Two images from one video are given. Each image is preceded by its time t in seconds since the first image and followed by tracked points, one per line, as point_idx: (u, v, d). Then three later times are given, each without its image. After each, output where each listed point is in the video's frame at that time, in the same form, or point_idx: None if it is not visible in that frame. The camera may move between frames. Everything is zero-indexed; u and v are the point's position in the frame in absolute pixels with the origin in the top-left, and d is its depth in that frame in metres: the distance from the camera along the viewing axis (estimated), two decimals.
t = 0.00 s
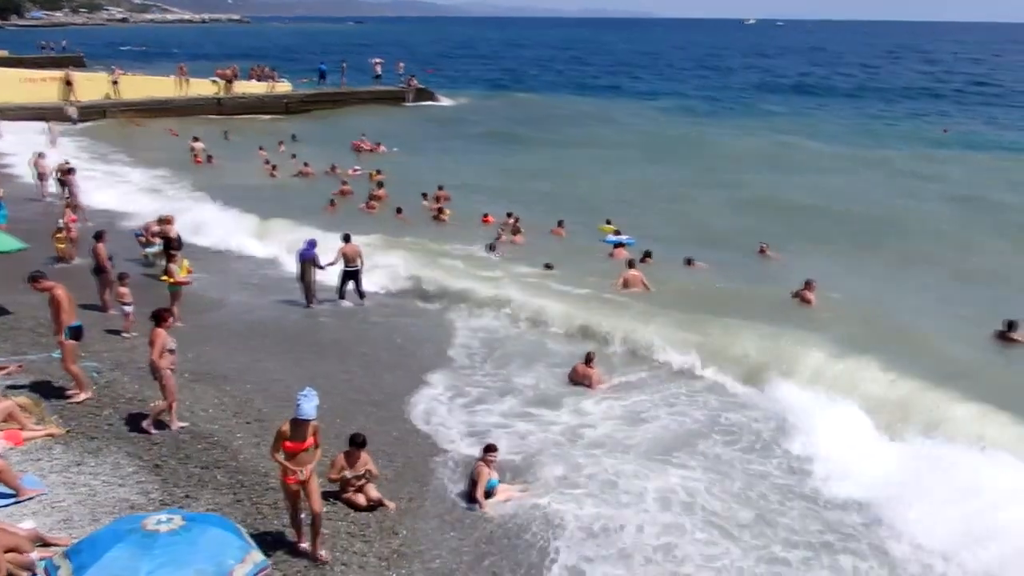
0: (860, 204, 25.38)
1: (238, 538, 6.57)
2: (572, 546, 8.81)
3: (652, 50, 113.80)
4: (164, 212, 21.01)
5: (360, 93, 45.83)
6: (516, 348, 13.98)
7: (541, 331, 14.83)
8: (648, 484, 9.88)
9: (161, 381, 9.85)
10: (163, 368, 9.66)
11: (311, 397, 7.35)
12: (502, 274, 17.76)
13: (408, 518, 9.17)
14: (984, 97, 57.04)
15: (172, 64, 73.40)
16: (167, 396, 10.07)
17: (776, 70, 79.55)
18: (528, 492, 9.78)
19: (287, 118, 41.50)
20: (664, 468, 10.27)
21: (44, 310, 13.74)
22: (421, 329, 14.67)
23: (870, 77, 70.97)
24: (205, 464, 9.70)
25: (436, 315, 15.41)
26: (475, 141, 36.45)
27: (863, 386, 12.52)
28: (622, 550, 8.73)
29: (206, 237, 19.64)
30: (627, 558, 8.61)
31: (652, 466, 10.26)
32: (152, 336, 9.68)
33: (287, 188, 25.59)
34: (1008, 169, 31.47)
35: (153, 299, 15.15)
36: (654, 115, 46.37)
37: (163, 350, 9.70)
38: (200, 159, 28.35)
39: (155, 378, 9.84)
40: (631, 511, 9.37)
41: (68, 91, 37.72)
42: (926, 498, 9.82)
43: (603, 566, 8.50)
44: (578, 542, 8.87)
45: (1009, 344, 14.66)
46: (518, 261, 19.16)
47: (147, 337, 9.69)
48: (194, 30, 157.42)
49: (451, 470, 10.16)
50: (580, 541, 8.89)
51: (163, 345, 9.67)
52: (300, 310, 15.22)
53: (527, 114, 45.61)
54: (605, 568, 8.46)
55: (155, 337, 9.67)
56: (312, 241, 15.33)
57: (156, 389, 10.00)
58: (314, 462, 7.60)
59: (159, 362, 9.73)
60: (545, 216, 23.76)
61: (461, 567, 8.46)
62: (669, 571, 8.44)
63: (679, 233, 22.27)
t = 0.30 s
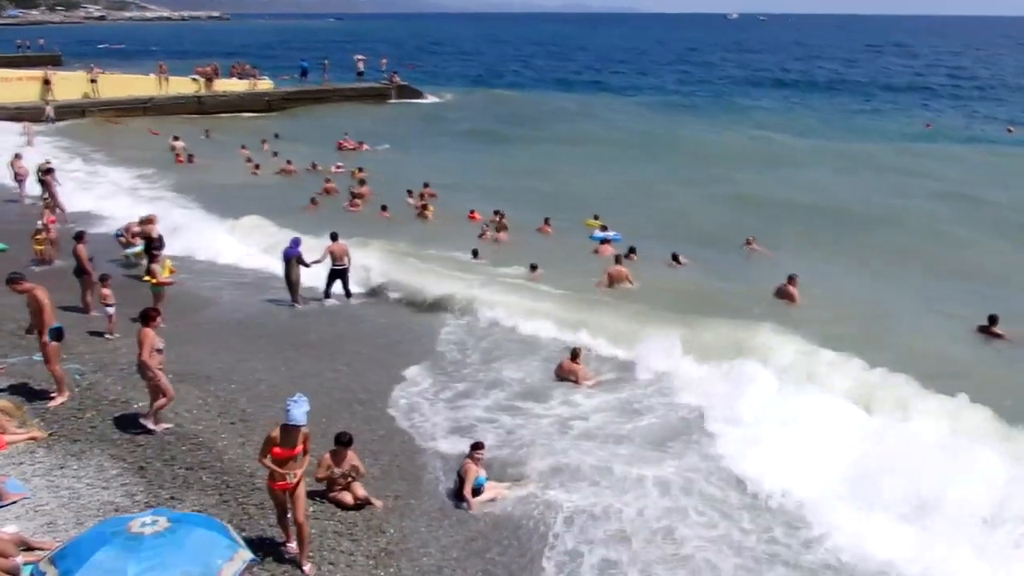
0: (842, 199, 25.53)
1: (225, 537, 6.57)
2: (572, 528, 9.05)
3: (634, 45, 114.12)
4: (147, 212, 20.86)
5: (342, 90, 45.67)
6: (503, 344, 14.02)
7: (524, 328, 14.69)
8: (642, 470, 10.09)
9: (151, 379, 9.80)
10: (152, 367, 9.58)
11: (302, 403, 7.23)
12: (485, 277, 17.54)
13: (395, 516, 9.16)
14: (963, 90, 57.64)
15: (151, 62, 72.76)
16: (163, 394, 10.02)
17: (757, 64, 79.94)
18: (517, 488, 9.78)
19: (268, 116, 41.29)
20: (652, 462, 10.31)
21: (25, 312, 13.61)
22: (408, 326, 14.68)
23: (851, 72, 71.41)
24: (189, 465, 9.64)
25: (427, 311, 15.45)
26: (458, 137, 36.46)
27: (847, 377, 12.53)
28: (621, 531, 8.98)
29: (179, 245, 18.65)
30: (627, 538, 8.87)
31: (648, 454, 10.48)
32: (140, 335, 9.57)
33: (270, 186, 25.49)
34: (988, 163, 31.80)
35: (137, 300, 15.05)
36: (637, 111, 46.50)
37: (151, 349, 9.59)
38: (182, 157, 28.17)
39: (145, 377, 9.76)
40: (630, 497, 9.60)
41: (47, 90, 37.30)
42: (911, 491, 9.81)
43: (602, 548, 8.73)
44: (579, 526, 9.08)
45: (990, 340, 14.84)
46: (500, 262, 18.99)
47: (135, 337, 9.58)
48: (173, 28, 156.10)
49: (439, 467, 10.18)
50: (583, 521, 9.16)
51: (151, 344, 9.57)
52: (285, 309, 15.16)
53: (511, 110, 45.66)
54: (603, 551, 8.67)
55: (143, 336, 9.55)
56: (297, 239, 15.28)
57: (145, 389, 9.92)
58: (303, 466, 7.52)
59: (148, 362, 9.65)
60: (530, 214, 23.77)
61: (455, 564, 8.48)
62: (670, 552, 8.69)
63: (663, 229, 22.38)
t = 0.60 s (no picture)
0: (830, 194, 25.62)
1: (216, 534, 6.59)
2: (576, 512, 9.32)
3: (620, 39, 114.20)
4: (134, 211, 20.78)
5: (329, 87, 45.52)
6: (494, 338, 14.08)
7: (515, 325, 14.62)
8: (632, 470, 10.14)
9: (148, 378, 9.77)
10: (147, 366, 9.54)
11: (298, 405, 7.20)
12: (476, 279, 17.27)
13: (388, 512, 9.19)
14: (947, 82, 58.06)
15: (135, 61, 72.37)
16: (159, 392, 9.98)
17: (744, 58, 80.17)
18: (511, 485, 9.82)
19: (255, 113, 41.12)
20: (643, 461, 10.33)
21: (12, 313, 13.52)
22: (399, 322, 14.71)
23: (837, 65, 71.72)
24: (181, 464, 9.63)
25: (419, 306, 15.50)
26: (447, 134, 36.47)
27: (836, 380, 12.55)
28: (623, 514, 9.29)
29: (160, 251, 18.03)
30: (631, 520, 9.20)
31: (647, 443, 10.74)
32: (135, 334, 9.51)
33: (259, 184, 25.45)
34: (975, 155, 32.06)
35: (125, 299, 14.98)
36: (624, 106, 46.60)
37: (147, 348, 9.55)
38: (169, 156, 28.03)
39: (140, 376, 9.72)
40: (634, 482, 9.89)
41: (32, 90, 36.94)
42: (902, 484, 9.89)
43: (606, 529, 9.02)
44: (582, 513, 9.31)
45: (979, 333, 14.92)
46: (491, 263, 18.74)
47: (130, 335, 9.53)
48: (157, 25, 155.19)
49: (431, 463, 10.21)
50: (589, 502, 9.50)
51: (147, 343, 9.51)
52: (276, 307, 15.15)
53: (499, 106, 45.68)
54: (607, 533, 8.96)
55: (138, 336, 9.50)
56: (287, 235, 15.26)
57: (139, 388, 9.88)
58: (298, 468, 7.49)
59: (143, 361, 9.61)
60: (520, 210, 23.79)
61: (453, 559, 8.53)
62: (675, 533, 9.02)
63: (653, 225, 22.48)
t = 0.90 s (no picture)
0: (814, 189, 25.70)
1: (198, 531, 6.57)
2: (565, 506, 9.39)
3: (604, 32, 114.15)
4: (115, 208, 20.60)
5: (312, 81, 45.27)
6: (480, 334, 14.08)
7: (502, 319, 14.64)
8: (616, 473, 10.03)
9: (135, 376, 9.70)
10: (134, 364, 9.47)
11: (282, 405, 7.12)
12: (460, 278, 17.05)
13: (373, 508, 9.17)
14: (929, 76, 58.42)
15: (116, 55, 71.73)
16: (144, 391, 9.90)
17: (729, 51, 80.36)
18: (497, 481, 9.84)
19: (238, 108, 40.84)
20: (632, 454, 10.44)
21: None
22: (385, 318, 14.68)
23: (819, 58, 71.99)
24: (165, 462, 9.57)
25: (404, 300, 15.47)
26: (431, 129, 36.38)
27: (823, 374, 12.70)
28: (615, 505, 9.43)
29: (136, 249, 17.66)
30: (625, 509, 9.36)
31: (635, 436, 10.84)
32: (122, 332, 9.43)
33: (242, 180, 25.31)
34: (956, 149, 32.35)
35: (106, 297, 14.85)
36: (608, 101, 46.62)
37: (134, 346, 9.48)
38: (151, 151, 27.81)
39: (126, 374, 9.65)
40: (626, 473, 10.05)
41: (10, 85, 36.53)
42: (885, 475, 10.05)
43: (602, 516, 9.22)
44: (574, 503, 9.45)
45: (963, 328, 15.03)
46: (477, 259, 18.73)
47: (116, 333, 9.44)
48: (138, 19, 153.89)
49: (416, 459, 10.19)
50: (580, 495, 9.59)
51: (134, 341, 9.45)
52: (261, 304, 15.08)
53: (483, 100, 45.59)
54: (603, 520, 9.15)
55: (125, 333, 9.42)
56: (270, 231, 15.17)
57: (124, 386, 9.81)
58: (283, 468, 7.42)
59: (130, 359, 9.54)
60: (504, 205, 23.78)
61: (442, 552, 8.57)
62: (665, 522, 9.18)
63: (638, 220, 22.54)
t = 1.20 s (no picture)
0: (785, 177, 25.91)
1: (170, 527, 6.52)
2: (540, 495, 9.43)
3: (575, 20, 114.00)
4: (81, 200, 20.27)
5: (281, 69, 44.78)
6: (454, 324, 14.08)
7: (475, 309, 14.65)
8: (594, 465, 10.02)
9: (108, 369, 9.58)
10: (109, 357, 9.38)
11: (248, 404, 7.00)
12: (433, 271, 17.01)
13: (348, 499, 9.13)
14: (896, 64, 59.10)
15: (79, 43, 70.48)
16: (115, 384, 9.78)
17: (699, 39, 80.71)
18: (472, 471, 9.85)
19: (205, 98, 40.31)
20: (607, 442, 10.52)
21: None
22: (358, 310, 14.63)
23: (786, 45, 72.55)
24: (135, 456, 9.46)
25: (377, 289, 15.41)
26: (403, 118, 36.18)
27: (794, 363, 12.87)
28: (590, 493, 9.49)
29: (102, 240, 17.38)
30: (599, 497, 9.42)
31: (609, 424, 10.92)
32: (94, 325, 9.31)
33: (211, 170, 25.01)
34: (922, 136, 32.80)
35: (73, 290, 14.62)
36: (580, 90, 46.64)
37: (108, 339, 9.37)
38: (116, 141, 27.36)
39: (100, 367, 9.54)
40: (600, 460, 10.13)
41: None
42: (853, 461, 10.21)
43: (574, 508, 9.21)
44: (550, 491, 9.50)
45: (930, 313, 15.29)
46: (451, 249, 18.70)
47: (89, 326, 9.32)
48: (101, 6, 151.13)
49: (392, 449, 10.18)
50: (555, 484, 9.62)
51: (108, 334, 9.34)
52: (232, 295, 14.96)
53: (455, 89, 45.40)
54: (576, 510, 9.18)
55: (98, 326, 9.30)
56: (240, 221, 15.04)
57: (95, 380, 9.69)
58: (256, 466, 7.32)
59: (105, 351, 9.43)
60: (476, 194, 23.73)
61: (418, 542, 8.56)
62: (638, 508, 9.26)
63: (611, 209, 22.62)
